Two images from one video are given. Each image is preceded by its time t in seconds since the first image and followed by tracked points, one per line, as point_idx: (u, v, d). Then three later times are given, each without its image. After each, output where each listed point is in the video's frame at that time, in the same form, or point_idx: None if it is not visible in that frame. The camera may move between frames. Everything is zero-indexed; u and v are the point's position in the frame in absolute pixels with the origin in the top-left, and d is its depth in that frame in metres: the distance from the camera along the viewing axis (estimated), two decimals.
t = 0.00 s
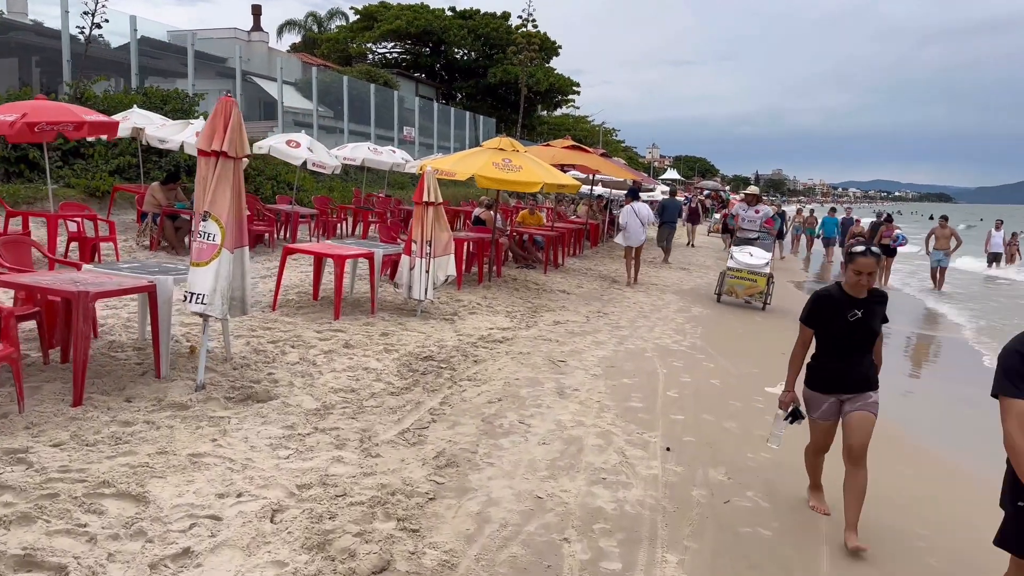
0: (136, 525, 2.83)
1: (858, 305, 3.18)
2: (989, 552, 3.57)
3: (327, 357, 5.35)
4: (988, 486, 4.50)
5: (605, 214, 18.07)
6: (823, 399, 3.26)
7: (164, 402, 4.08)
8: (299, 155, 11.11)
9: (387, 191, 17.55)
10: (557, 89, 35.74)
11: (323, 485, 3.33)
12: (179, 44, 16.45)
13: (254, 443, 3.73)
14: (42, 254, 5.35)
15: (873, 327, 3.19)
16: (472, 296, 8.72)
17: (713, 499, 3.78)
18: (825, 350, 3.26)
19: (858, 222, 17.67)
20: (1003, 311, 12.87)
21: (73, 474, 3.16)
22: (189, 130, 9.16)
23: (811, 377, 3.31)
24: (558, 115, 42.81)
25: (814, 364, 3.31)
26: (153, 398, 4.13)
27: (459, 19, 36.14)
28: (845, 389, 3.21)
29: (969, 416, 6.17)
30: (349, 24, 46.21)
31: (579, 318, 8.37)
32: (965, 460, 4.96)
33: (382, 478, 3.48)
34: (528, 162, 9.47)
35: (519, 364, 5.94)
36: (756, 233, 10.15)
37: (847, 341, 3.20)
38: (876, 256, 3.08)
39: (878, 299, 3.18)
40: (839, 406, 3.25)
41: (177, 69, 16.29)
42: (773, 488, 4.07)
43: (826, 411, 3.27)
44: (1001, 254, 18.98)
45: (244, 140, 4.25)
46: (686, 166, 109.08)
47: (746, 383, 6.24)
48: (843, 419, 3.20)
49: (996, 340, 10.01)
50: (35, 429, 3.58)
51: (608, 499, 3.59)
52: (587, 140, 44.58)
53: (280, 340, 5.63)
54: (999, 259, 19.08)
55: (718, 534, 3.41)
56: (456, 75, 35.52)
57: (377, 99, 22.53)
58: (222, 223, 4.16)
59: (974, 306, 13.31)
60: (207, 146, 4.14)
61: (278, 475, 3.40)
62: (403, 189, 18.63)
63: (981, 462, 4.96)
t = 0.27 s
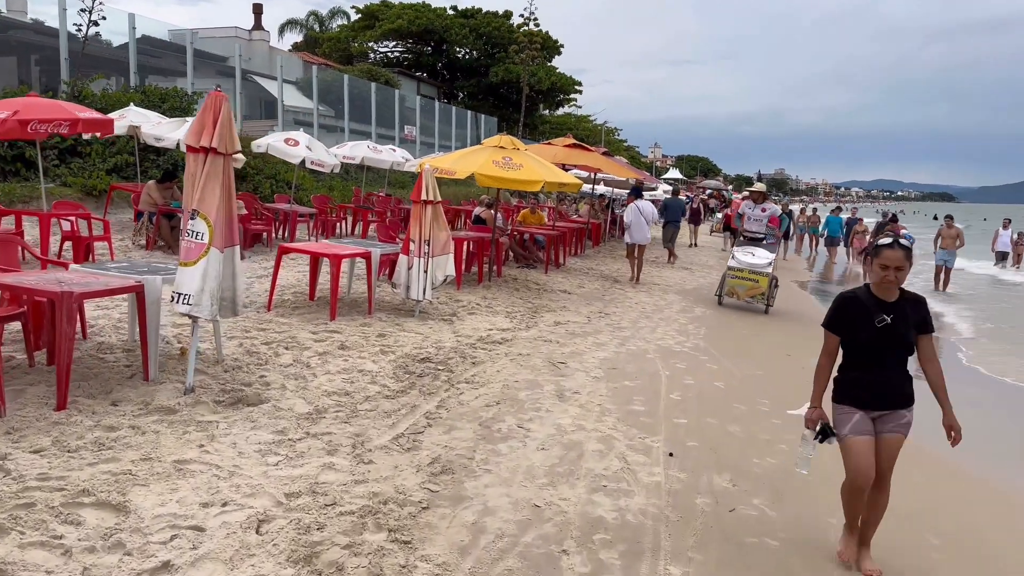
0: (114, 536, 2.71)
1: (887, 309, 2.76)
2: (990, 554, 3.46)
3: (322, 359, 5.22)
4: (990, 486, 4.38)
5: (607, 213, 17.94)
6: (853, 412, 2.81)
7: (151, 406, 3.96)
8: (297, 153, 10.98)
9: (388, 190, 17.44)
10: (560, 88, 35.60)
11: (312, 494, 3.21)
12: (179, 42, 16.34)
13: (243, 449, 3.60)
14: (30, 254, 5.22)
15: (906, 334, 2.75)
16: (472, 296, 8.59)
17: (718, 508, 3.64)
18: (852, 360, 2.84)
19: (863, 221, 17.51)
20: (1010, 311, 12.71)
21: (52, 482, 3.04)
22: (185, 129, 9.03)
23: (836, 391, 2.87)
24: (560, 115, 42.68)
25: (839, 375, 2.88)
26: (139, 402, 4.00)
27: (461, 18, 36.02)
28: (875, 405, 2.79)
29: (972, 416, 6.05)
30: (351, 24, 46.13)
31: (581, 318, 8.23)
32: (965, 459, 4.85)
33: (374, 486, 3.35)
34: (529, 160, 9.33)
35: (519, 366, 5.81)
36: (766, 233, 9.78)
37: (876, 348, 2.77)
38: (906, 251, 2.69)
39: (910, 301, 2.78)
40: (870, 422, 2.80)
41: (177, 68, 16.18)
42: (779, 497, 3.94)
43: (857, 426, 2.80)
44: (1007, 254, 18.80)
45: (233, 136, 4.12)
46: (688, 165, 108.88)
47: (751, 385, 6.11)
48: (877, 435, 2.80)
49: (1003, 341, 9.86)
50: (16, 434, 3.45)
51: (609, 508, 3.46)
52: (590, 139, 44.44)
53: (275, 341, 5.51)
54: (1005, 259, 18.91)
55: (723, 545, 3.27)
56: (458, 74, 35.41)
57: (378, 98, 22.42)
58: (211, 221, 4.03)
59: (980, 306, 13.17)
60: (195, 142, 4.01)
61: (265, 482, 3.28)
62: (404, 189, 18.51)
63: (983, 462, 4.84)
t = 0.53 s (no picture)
0: (93, 554, 2.59)
1: (926, 335, 2.30)
2: (989, 557, 3.32)
3: (317, 364, 5.09)
4: (989, 486, 4.24)
5: (609, 214, 17.80)
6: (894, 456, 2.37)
7: (138, 415, 3.83)
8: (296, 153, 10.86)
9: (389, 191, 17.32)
10: (562, 88, 35.52)
11: (302, 508, 3.07)
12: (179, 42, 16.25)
13: (231, 460, 3.47)
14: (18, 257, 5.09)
15: (952, 365, 2.29)
16: (472, 299, 8.46)
17: (724, 522, 3.50)
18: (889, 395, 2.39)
19: (867, 222, 17.37)
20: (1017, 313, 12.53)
21: (30, 496, 2.91)
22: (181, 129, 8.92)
23: (869, 430, 2.44)
24: (563, 115, 42.60)
25: (873, 412, 2.43)
26: (127, 410, 3.88)
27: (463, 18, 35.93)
28: (914, 447, 2.35)
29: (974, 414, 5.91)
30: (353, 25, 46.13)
31: (582, 321, 8.10)
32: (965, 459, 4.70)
33: (367, 499, 3.22)
34: (530, 160, 9.20)
35: (519, 371, 5.68)
36: (771, 237, 9.42)
37: (916, 383, 2.32)
38: (944, 263, 2.27)
39: (954, 324, 2.30)
40: (911, 469, 2.38)
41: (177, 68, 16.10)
42: (787, 509, 3.81)
43: (899, 474, 2.37)
44: (1014, 255, 18.62)
45: (224, 135, 4.00)
46: (690, 165, 108.51)
47: (756, 391, 5.97)
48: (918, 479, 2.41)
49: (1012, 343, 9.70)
50: None
51: (611, 522, 3.32)
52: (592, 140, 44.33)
53: (270, 346, 5.38)
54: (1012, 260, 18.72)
55: (732, 562, 3.13)
56: (460, 74, 35.32)
57: (380, 98, 22.32)
58: (201, 223, 3.90)
59: (987, 308, 13.02)
60: (184, 142, 3.89)
61: (254, 496, 3.15)
62: (404, 189, 18.40)
63: (983, 460, 4.70)
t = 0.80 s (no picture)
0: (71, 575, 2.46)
1: (981, 355, 2.14)
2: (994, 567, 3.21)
3: (313, 370, 4.96)
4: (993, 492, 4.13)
5: (611, 215, 17.67)
6: (934, 501, 2.23)
7: (126, 424, 3.71)
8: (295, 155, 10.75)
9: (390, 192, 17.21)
10: (564, 89, 35.41)
11: (293, 524, 2.95)
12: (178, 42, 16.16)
13: (221, 472, 3.35)
14: (7, 259, 4.97)
15: (1007, 393, 2.14)
16: (473, 302, 8.33)
17: (732, 537, 3.36)
18: (934, 429, 2.22)
19: (872, 223, 17.21)
20: None
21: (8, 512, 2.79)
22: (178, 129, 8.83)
23: (907, 462, 2.31)
24: (565, 116, 42.48)
25: (914, 446, 2.28)
26: (115, 419, 3.75)
27: (465, 18, 35.82)
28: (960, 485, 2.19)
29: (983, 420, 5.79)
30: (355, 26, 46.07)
31: (584, 324, 7.97)
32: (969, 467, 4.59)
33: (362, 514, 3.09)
34: (531, 161, 9.07)
35: (520, 377, 5.54)
36: (774, 238, 9.09)
37: (968, 411, 2.16)
38: (996, 272, 2.17)
39: (1010, 344, 2.16)
40: (953, 511, 2.22)
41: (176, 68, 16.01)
42: (797, 522, 3.68)
43: (936, 519, 2.24)
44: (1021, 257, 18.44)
45: (216, 134, 3.88)
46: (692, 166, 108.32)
47: (763, 397, 5.85)
48: (962, 530, 2.21)
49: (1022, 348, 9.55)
50: None
51: (616, 538, 3.19)
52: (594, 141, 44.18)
53: (265, 351, 5.26)
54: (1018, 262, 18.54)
55: None
56: (462, 75, 35.21)
57: (381, 99, 22.22)
58: (190, 225, 3.79)
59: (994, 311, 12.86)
60: (175, 141, 3.77)
61: (243, 510, 3.02)
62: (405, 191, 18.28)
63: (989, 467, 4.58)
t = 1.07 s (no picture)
0: None
1: None
2: None
3: (307, 375, 4.84)
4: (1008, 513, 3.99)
5: (613, 217, 17.54)
6: None
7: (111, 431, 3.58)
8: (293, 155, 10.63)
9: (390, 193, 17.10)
10: (565, 90, 35.30)
11: (280, 538, 2.82)
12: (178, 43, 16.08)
13: (207, 483, 3.22)
14: None
15: None
16: (472, 304, 8.21)
17: (739, 551, 3.23)
18: (995, 487, 1.80)
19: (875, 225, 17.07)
20: None
21: None
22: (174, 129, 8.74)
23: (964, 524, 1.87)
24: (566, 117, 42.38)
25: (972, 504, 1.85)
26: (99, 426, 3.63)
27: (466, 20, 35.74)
28: None
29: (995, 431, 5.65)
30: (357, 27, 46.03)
31: (586, 327, 7.84)
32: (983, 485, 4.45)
33: (353, 527, 2.96)
34: (532, 161, 8.94)
35: (520, 381, 5.41)
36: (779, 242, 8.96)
37: None
38: None
39: None
40: None
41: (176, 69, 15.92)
42: (806, 534, 3.54)
43: None
44: None
45: (204, 132, 3.75)
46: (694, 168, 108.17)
47: (769, 402, 5.71)
48: None
49: None
50: None
51: (618, 552, 3.06)
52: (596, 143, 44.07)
53: (258, 355, 5.13)
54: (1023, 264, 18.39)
55: None
56: (463, 76, 35.12)
57: (382, 100, 22.12)
58: (177, 226, 3.69)
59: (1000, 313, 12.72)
60: (161, 139, 3.66)
61: (229, 524, 2.89)
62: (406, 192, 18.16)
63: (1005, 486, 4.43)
